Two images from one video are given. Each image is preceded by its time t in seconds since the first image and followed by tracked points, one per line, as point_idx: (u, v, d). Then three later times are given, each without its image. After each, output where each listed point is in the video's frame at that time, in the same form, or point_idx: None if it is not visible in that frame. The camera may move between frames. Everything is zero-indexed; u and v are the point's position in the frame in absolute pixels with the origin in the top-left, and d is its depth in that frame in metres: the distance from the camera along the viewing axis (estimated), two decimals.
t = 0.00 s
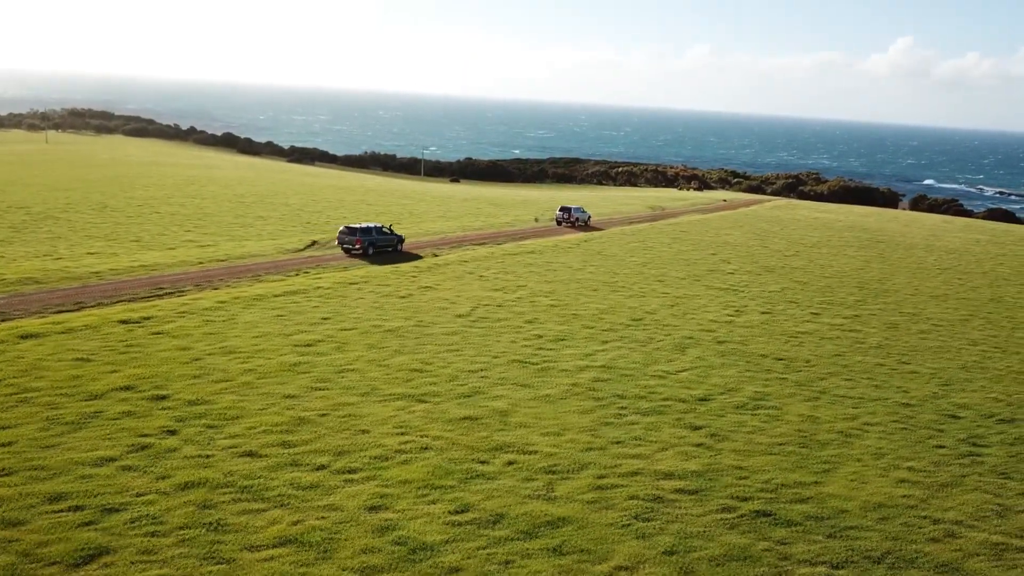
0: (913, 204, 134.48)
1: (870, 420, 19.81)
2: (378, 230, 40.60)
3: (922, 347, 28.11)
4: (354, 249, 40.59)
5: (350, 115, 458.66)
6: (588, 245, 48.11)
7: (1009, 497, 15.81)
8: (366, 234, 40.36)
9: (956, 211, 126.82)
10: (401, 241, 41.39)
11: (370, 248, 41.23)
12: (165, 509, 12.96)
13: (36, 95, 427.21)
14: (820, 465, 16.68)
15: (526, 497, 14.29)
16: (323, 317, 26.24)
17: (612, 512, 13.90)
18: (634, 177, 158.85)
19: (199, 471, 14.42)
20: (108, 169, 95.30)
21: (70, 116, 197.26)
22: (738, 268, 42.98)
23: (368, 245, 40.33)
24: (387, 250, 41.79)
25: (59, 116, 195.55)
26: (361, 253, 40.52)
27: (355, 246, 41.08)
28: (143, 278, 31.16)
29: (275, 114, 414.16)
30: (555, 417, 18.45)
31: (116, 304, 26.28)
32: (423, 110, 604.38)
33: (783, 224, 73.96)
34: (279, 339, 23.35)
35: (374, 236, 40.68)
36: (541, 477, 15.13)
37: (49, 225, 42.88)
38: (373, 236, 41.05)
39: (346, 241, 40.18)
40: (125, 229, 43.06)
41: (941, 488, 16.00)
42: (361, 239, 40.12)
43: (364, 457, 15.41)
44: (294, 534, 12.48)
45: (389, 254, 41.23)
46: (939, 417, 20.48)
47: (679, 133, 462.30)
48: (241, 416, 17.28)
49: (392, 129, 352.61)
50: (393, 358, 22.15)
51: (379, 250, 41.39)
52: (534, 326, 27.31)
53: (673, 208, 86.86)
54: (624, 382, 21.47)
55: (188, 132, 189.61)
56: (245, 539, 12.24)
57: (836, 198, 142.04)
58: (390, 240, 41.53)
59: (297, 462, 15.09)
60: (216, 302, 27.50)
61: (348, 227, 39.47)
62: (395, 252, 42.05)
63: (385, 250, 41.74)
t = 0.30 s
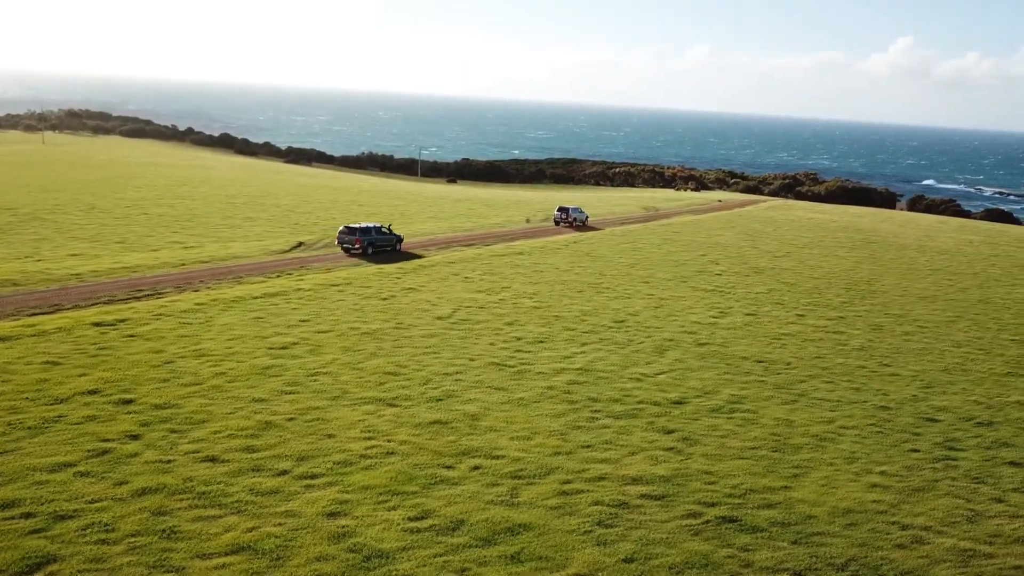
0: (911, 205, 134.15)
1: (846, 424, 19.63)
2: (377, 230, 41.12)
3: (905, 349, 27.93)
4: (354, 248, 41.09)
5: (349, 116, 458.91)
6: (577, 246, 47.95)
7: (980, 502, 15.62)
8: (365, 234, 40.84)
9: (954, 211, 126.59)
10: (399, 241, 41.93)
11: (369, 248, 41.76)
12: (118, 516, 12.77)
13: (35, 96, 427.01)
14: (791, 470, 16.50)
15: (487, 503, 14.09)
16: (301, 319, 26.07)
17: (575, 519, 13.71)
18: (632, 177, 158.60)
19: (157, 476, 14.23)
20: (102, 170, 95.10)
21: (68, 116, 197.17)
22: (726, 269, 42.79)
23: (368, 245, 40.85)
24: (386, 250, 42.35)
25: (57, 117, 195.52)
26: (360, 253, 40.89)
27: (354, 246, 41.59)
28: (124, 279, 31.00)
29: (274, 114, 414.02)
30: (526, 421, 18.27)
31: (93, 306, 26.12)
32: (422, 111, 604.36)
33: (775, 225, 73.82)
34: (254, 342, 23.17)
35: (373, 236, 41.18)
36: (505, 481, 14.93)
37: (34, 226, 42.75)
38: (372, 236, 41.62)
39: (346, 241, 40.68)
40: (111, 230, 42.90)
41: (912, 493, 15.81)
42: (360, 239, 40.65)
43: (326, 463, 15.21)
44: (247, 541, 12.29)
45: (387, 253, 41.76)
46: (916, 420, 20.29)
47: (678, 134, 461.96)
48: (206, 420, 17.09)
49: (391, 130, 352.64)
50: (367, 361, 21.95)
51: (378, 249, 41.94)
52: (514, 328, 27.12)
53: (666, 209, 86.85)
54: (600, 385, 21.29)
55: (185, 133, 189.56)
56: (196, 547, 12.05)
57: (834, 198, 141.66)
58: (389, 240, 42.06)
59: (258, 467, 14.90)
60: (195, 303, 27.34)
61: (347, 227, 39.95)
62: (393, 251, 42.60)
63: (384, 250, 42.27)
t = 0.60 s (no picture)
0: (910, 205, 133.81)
1: (822, 428, 19.44)
2: (377, 230, 41.70)
3: (889, 351, 27.73)
4: (354, 248, 41.67)
5: (348, 116, 459.17)
6: (566, 247, 47.77)
7: (951, 508, 15.44)
8: (365, 234, 41.39)
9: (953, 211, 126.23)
10: (398, 240, 42.43)
11: (369, 247, 42.33)
12: (70, 524, 12.59)
13: (34, 96, 425.83)
14: (762, 476, 16.31)
15: (449, 510, 13.92)
16: (279, 322, 25.89)
17: (536, 526, 13.54)
18: (629, 177, 158.38)
19: (115, 483, 14.05)
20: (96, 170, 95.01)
21: (65, 117, 197.26)
22: (715, 270, 42.59)
23: (368, 244, 41.44)
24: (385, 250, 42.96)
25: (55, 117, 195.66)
26: (359, 252, 41.33)
27: (354, 246, 42.15)
28: (105, 281, 30.83)
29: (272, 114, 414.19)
30: (497, 425, 18.06)
31: (70, 309, 25.96)
32: (421, 111, 604.02)
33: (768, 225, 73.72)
34: (229, 345, 23.00)
35: (372, 236, 41.74)
36: (469, 488, 14.75)
37: (20, 228, 42.63)
38: (372, 236, 42.20)
39: (347, 240, 41.26)
40: (98, 232, 42.78)
41: (883, 499, 15.62)
42: (361, 239, 41.24)
43: (289, 469, 15.04)
44: (200, 550, 12.12)
45: (387, 253, 42.34)
46: (894, 424, 20.09)
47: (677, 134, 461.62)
48: (172, 425, 16.91)
49: (390, 130, 352.61)
50: (342, 365, 21.76)
51: (377, 249, 42.53)
52: (495, 330, 26.94)
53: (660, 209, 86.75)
54: (576, 389, 21.10)
55: (183, 133, 189.31)
56: (147, 556, 11.87)
57: (832, 199, 141.32)
58: (388, 239, 42.64)
59: (219, 473, 14.73)
60: (174, 306, 27.16)
61: (347, 227, 40.55)
62: (392, 251, 43.17)
63: (383, 250, 42.84)
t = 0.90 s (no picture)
0: (907, 206, 133.45)
1: (799, 432, 19.24)
2: (377, 231, 42.14)
3: (872, 354, 27.53)
4: (354, 247, 42.08)
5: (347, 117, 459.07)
6: (556, 250, 47.53)
7: (924, 515, 15.24)
8: (365, 234, 41.79)
9: (951, 212, 125.85)
10: (398, 240, 42.78)
11: (369, 247, 42.78)
12: (21, 533, 12.40)
13: (32, 97, 425.96)
14: (733, 481, 16.12)
15: (410, 518, 13.72)
16: (257, 324, 25.70)
17: (498, 534, 13.34)
18: (627, 177, 158.10)
19: (72, 490, 13.85)
20: (90, 171, 94.84)
21: (62, 117, 197.10)
22: (703, 272, 42.37)
23: (368, 244, 41.89)
24: (385, 249, 43.44)
25: (51, 117, 195.48)
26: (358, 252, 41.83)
27: (354, 246, 42.61)
28: (85, 283, 30.60)
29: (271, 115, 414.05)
30: (469, 430, 17.87)
31: (47, 312, 25.77)
32: (421, 111, 604.13)
33: (762, 226, 73.59)
34: (204, 348, 22.79)
35: (372, 236, 42.21)
36: (433, 495, 14.56)
37: (6, 230, 42.44)
38: (371, 236, 42.67)
39: (347, 241, 41.69)
40: (84, 233, 42.56)
41: (854, 505, 15.44)
42: (361, 239, 41.68)
43: (251, 475, 14.85)
44: (152, 559, 11.94)
45: (386, 253, 42.82)
46: (872, 428, 19.89)
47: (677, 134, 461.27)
48: (137, 430, 16.71)
49: (389, 131, 352.80)
50: (316, 369, 21.57)
51: (377, 249, 42.99)
52: (475, 332, 26.72)
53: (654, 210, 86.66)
54: (552, 392, 20.89)
55: (180, 134, 189.13)
56: (97, 565, 11.69)
57: (830, 199, 140.97)
58: (388, 239, 43.09)
59: (180, 479, 14.54)
60: (152, 309, 26.97)
61: (347, 227, 40.93)
62: (391, 251, 43.65)
63: (382, 249, 43.29)
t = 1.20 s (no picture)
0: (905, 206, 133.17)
1: (775, 437, 19.06)
2: (376, 231, 42.72)
3: (856, 357, 27.34)
4: (354, 247, 42.66)
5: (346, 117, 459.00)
6: (545, 252, 47.33)
7: (895, 521, 15.05)
8: (365, 234, 42.36)
9: (948, 213, 125.56)
10: (398, 241, 43.32)
11: (369, 247, 43.40)
12: None
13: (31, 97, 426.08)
14: (704, 487, 15.94)
15: (371, 525, 13.54)
16: (236, 327, 25.53)
17: (459, 542, 13.15)
18: (624, 178, 157.98)
19: (29, 497, 13.67)
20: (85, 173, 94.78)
21: (59, 118, 197.16)
22: (692, 274, 42.19)
23: (368, 245, 42.50)
24: (384, 249, 44.03)
25: (49, 119, 195.58)
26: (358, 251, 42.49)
27: (354, 246, 43.22)
28: (66, 285, 30.45)
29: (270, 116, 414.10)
30: (440, 435, 17.68)
31: (25, 315, 25.60)
32: (420, 112, 604.22)
33: (755, 227, 73.43)
34: (179, 352, 22.62)
35: (372, 236, 42.82)
36: (396, 502, 14.36)
37: None
38: (371, 236, 43.25)
39: (348, 241, 42.31)
40: (71, 235, 42.44)
41: (825, 512, 15.24)
42: (360, 239, 42.28)
43: (213, 482, 14.67)
44: (103, 569, 11.75)
45: (386, 253, 43.41)
46: (849, 433, 19.70)
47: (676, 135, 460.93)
48: (103, 436, 16.54)
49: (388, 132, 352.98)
50: (290, 373, 21.38)
51: (377, 249, 43.58)
52: (456, 335, 26.53)
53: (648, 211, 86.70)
54: (528, 396, 20.72)
55: (178, 135, 188.92)
56: None
57: (827, 200, 140.70)
58: (387, 239, 43.71)
59: (141, 486, 14.36)
60: (131, 311, 26.79)
61: (349, 227, 41.64)
62: (391, 251, 44.25)
63: (382, 249, 43.87)
